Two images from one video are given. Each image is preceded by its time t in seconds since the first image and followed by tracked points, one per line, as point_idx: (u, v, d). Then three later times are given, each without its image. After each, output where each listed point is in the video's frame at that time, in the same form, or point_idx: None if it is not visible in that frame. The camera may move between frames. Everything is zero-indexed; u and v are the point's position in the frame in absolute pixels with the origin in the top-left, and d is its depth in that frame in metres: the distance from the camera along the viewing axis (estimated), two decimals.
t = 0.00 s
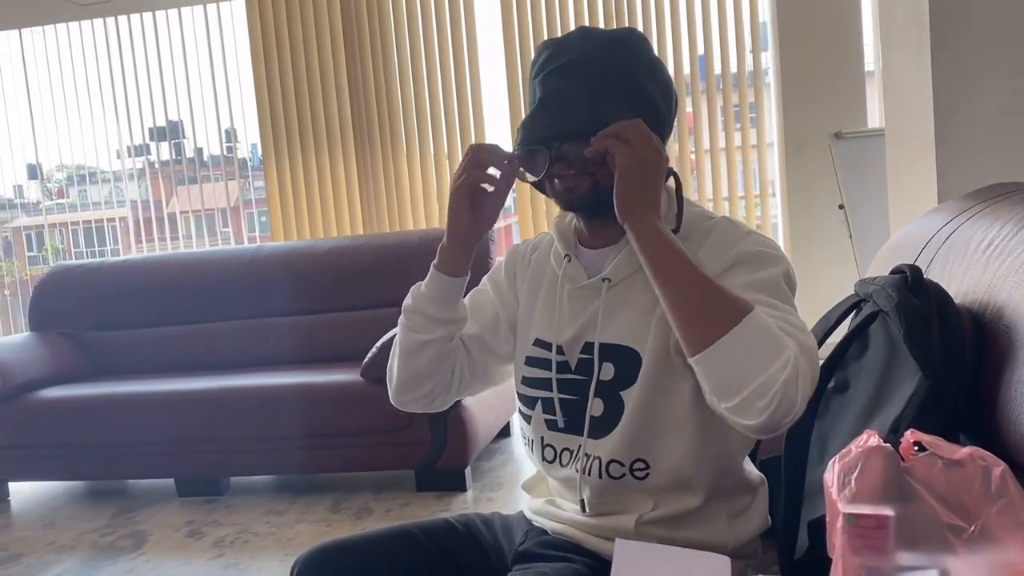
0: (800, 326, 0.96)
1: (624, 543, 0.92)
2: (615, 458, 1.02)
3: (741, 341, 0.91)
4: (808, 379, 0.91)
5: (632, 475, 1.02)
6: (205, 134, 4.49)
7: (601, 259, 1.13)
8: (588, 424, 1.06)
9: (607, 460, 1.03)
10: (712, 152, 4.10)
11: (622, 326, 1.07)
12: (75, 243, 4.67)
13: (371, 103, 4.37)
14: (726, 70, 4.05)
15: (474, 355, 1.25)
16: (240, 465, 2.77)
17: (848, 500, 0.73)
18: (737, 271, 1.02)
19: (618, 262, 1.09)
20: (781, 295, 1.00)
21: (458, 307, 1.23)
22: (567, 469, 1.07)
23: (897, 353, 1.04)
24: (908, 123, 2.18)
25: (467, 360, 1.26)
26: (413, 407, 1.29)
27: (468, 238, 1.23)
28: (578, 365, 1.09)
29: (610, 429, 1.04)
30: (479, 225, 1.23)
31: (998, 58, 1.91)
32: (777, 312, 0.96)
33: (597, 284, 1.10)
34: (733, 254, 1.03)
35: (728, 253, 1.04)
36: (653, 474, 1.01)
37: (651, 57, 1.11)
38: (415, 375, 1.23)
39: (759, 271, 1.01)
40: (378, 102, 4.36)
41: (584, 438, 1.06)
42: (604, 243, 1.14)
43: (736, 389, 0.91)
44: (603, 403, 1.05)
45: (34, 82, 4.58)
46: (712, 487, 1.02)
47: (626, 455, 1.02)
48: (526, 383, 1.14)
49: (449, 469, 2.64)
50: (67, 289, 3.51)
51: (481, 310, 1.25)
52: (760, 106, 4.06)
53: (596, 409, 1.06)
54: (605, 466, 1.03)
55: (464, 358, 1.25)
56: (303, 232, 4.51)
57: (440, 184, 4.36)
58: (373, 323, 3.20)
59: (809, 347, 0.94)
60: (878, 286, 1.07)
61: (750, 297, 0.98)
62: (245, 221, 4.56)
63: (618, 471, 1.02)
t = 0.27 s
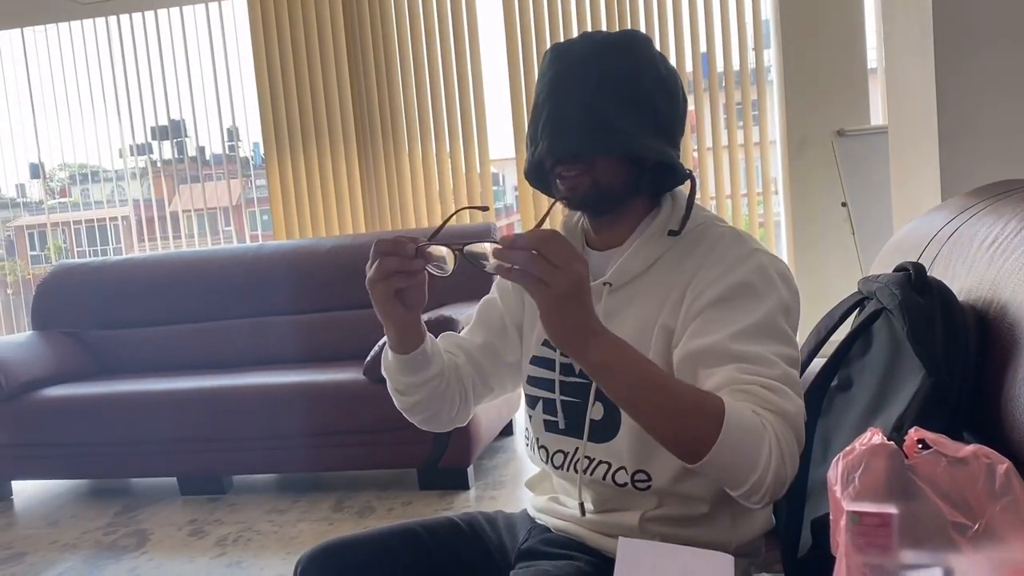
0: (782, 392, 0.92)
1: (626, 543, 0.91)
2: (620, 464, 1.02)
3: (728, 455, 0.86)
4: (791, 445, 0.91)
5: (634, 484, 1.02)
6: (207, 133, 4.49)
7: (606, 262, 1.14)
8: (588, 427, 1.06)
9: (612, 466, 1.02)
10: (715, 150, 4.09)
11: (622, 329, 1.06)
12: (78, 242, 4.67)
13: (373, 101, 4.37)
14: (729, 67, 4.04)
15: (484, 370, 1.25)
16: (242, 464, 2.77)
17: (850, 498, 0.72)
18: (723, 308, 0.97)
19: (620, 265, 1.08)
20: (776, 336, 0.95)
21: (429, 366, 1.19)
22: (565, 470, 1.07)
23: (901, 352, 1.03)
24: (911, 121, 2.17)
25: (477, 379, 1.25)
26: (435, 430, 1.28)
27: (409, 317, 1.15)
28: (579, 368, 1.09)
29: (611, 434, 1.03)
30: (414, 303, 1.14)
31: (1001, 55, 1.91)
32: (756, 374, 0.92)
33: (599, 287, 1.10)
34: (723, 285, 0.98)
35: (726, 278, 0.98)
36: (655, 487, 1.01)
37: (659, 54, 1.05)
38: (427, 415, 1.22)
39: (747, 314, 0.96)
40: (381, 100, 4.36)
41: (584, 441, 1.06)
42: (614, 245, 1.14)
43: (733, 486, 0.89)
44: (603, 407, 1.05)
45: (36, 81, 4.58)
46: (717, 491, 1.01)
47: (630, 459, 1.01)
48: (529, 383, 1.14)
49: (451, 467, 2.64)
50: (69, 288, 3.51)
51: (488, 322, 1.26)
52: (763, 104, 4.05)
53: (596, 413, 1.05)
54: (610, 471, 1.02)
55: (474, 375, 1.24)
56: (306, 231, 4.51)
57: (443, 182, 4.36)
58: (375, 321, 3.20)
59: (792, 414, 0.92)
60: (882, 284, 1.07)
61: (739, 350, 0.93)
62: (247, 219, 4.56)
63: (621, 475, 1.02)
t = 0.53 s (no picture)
0: (775, 393, 0.90)
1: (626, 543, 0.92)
2: (620, 464, 1.02)
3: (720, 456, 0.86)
4: (783, 446, 0.90)
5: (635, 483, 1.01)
6: (208, 132, 4.49)
7: (605, 262, 1.13)
8: (588, 427, 1.05)
9: (612, 465, 1.02)
10: (716, 149, 4.09)
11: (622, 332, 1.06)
12: (79, 241, 4.67)
13: (374, 100, 4.37)
14: (730, 66, 4.03)
15: (485, 372, 1.25)
16: (243, 463, 2.77)
17: (850, 500, 0.72)
18: (722, 307, 0.96)
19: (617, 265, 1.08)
20: (774, 332, 0.95)
21: (417, 368, 1.18)
22: (566, 471, 1.07)
23: (902, 351, 1.03)
24: (912, 119, 2.17)
25: (478, 381, 1.25)
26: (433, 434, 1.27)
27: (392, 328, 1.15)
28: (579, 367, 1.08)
29: (612, 433, 1.03)
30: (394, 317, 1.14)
31: (1002, 53, 1.90)
32: (751, 375, 0.91)
33: (598, 287, 1.10)
34: (722, 284, 0.97)
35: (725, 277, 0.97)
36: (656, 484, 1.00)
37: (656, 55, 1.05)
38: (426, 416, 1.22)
39: (747, 314, 0.95)
40: (381, 100, 4.36)
41: (584, 441, 1.06)
42: (613, 244, 1.14)
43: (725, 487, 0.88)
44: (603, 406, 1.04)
45: (37, 80, 4.58)
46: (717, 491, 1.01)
47: (629, 458, 1.01)
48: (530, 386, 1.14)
49: (452, 466, 2.64)
50: (70, 287, 3.52)
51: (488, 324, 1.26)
52: (764, 102, 4.05)
53: (597, 412, 1.05)
54: (610, 470, 1.02)
55: (475, 377, 1.24)
56: (307, 230, 4.52)
57: (443, 181, 4.35)
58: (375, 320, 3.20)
59: (784, 414, 0.90)
60: (882, 283, 1.07)
61: (735, 350, 0.92)
62: (248, 218, 4.56)
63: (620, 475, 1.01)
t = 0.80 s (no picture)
0: (779, 367, 0.90)
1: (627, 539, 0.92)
2: (623, 467, 1.02)
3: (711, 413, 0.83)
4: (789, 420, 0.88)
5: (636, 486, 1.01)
6: (208, 130, 4.49)
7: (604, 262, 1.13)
8: (588, 431, 1.05)
9: (615, 468, 1.02)
10: (717, 147, 4.08)
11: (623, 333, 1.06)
12: (80, 240, 4.67)
13: (374, 98, 4.37)
14: (730, 64, 4.03)
15: (493, 382, 1.24)
16: (245, 462, 2.77)
17: (852, 496, 0.72)
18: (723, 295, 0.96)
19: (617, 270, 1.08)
20: (771, 322, 0.94)
21: (438, 401, 1.17)
22: (567, 474, 1.07)
23: (902, 350, 1.03)
24: (914, 117, 2.17)
25: (488, 393, 1.24)
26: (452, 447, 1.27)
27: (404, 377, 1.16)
28: (581, 372, 1.09)
29: (616, 437, 1.03)
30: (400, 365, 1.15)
31: (1003, 50, 1.90)
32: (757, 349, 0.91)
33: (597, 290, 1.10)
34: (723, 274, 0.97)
35: (724, 271, 0.98)
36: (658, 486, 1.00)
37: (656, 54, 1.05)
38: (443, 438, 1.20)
39: (746, 297, 0.95)
40: (382, 98, 4.36)
41: (585, 444, 1.06)
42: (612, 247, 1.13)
43: (718, 451, 0.86)
44: (604, 411, 1.05)
45: (37, 79, 4.58)
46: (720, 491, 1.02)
47: (631, 461, 1.01)
48: (530, 391, 1.15)
49: (453, 465, 2.64)
50: (71, 286, 3.52)
51: (490, 336, 1.25)
52: (764, 100, 4.05)
53: (597, 417, 1.05)
54: (612, 473, 1.02)
55: (484, 389, 1.24)
56: (307, 228, 4.51)
57: (444, 179, 4.35)
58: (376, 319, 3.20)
59: (788, 382, 0.90)
60: (883, 281, 1.07)
61: (735, 327, 0.92)
62: (249, 217, 4.56)
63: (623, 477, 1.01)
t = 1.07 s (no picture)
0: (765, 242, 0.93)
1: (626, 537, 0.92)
2: (611, 446, 1.02)
3: (683, 240, 0.87)
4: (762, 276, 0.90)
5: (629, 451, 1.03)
6: (208, 129, 4.49)
7: (598, 264, 1.12)
8: (588, 420, 1.05)
9: (603, 450, 1.03)
10: (717, 145, 4.07)
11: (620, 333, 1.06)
12: (80, 238, 4.66)
13: (374, 97, 4.37)
14: (731, 62, 4.02)
15: (487, 381, 1.24)
16: (244, 461, 2.77)
17: (853, 494, 0.73)
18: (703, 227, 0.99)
19: (611, 266, 1.08)
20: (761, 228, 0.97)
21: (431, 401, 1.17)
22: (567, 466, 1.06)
23: (903, 348, 1.03)
24: (913, 114, 2.16)
25: (482, 392, 1.23)
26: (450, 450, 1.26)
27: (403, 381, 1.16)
28: (576, 365, 1.08)
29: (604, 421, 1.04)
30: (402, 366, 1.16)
31: (1004, 47, 1.90)
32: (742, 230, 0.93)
33: (592, 287, 1.10)
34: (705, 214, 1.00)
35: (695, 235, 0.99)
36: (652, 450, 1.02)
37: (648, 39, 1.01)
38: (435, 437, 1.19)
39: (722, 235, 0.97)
40: (382, 97, 4.35)
41: (584, 435, 1.05)
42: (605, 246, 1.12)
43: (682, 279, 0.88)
44: (604, 398, 1.04)
45: (37, 78, 4.58)
46: (704, 467, 1.01)
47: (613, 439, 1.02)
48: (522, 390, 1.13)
49: (453, 463, 2.64)
50: (71, 285, 3.52)
51: (483, 335, 1.24)
52: (765, 98, 4.04)
53: (597, 405, 1.05)
54: (600, 456, 1.03)
55: (479, 389, 1.23)
56: (308, 228, 4.52)
57: (444, 179, 4.35)
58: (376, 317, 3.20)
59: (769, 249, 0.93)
60: (883, 279, 1.06)
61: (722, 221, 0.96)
62: (249, 216, 4.56)
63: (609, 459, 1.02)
